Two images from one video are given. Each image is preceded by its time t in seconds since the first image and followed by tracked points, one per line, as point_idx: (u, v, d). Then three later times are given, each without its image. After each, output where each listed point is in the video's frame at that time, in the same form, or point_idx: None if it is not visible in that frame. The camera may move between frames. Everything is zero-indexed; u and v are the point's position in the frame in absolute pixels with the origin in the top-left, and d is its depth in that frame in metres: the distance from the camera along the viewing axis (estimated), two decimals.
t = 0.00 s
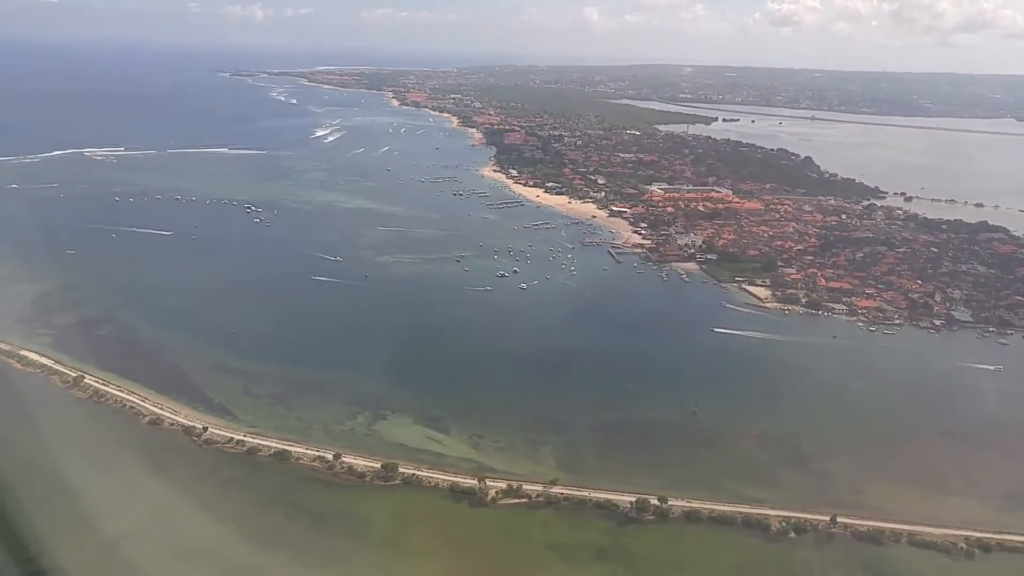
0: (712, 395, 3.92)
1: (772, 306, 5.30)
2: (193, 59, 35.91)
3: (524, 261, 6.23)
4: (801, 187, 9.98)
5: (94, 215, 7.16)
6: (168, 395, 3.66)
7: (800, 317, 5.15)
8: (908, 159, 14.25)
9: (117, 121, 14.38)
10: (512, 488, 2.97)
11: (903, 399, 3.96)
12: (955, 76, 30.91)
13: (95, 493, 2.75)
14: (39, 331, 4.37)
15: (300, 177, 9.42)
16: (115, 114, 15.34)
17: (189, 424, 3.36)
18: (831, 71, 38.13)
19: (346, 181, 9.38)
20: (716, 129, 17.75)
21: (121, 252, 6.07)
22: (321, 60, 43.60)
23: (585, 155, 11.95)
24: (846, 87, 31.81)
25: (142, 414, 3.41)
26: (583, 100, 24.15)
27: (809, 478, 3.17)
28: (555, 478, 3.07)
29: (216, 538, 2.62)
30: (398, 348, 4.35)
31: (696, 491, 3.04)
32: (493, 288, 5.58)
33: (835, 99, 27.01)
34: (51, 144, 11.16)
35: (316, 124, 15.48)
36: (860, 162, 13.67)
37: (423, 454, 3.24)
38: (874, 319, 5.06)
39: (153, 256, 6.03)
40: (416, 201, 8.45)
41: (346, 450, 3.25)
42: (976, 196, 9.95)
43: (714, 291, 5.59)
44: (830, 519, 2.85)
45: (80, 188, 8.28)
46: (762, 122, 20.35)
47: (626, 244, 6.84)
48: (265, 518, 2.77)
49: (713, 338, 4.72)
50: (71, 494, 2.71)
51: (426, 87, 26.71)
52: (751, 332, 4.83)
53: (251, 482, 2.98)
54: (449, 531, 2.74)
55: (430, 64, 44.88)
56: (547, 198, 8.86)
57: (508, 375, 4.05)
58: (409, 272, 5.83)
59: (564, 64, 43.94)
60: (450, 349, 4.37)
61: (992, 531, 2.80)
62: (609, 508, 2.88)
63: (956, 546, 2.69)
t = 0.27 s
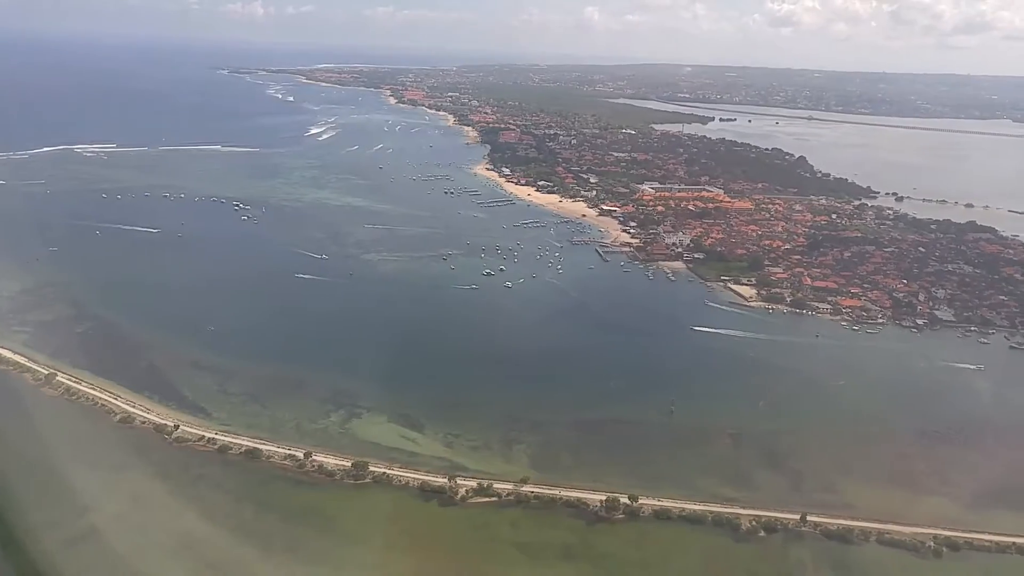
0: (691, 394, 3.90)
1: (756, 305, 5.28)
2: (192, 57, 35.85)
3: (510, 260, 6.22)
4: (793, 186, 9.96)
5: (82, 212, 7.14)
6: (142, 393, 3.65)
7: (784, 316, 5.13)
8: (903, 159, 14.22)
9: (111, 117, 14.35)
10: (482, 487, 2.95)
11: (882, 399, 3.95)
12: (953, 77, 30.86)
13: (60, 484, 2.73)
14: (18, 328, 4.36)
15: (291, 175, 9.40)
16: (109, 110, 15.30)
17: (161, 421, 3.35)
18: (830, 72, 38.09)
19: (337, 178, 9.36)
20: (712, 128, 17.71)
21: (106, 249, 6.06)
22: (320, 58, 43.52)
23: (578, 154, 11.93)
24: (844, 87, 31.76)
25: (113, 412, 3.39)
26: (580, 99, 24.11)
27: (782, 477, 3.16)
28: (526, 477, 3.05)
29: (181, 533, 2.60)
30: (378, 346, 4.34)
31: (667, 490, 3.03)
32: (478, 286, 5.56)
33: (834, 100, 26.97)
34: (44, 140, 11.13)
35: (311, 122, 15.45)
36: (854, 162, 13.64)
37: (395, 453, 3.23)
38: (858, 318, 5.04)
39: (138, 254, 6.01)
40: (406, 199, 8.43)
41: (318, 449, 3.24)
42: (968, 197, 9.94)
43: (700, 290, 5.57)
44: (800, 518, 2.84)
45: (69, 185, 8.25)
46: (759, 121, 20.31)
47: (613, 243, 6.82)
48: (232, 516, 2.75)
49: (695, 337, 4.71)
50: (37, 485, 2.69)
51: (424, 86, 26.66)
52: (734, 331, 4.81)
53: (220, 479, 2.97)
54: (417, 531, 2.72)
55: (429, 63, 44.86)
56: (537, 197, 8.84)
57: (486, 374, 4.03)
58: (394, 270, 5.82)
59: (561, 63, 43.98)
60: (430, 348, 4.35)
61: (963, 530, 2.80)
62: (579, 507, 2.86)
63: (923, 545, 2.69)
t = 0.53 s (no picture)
0: (671, 391, 3.87)
1: (742, 302, 5.24)
2: (190, 55, 35.81)
3: (497, 257, 6.19)
4: (787, 183, 9.92)
5: (69, 211, 7.12)
6: (117, 391, 3.62)
7: (769, 313, 5.10)
8: (900, 155, 14.15)
9: (105, 116, 14.33)
10: (453, 485, 2.93)
11: (865, 397, 3.93)
12: (954, 73, 30.71)
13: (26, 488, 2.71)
14: None
15: (282, 173, 9.37)
16: (105, 108, 15.28)
17: (133, 419, 3.32)
18: (830, 68, 37.96)
19: (328, 176, 9.33)
20: (710, 125, 17.64)
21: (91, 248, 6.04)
22: (319, 56, 43.46)
23: (573, 151, 11.89)
24: (844, 83, 31.64)
25: (85, 411, 3.37)
26: (578, 96, 24.04)
27: (757, 475, 3.13)
28: (498, 475, 3.03)
29: (146, 536, 2.58)
30: (358, 344, 4.31)
31: (640, 489, 3.00)
32: (463, 284, 5.53)
33: (833, 96, 26.86)
34: (36, 138, 11.11)
35: (306, 120, 15.42)
36: (850, 159, 13.59)
37: (368, 451, 3.20)
38: (844, 315, 5.01)
39: (124, 252, 5.99)
40: (396, 196, 8.40)
41: (290, 447, 3.21)
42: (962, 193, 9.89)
43: (686, 287, 5.54)
44: (772, 517, 2.81)
45: (58, 184, 8.22)
46: (757, 118, 20.24)
47: (602, 240, 6.78)
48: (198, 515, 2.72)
49: (679, 334, 4.68)
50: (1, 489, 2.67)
51: (421, 83, 26.59)
52: (718, 328, 4.78)
53: (190, 478, 2.94)
54: (385, 530, 2.70)
55: (429, 61, 44.79)
56: (529, 194, 8.80)
57: (465, 372, 4.01)
58: (380, 267, 5.79)
59: (561, 60, 43.91)
60: (410, 345, 4.33)
61: (936, 529, 2.78)
62: (550, 506, 2.84)
63: (896, 544, 2.66)
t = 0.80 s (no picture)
0: (650, 389, 3.86)
1: (726, 298, 5.23)
2: (186, 56, 35.77)
3: (483, 255, 6.18)
4: (778, 180, 9.90)
5: (57, 212, 7.10)
6: (94, 391, 3.61)
7: (753, 309, 5.09)
8: (894, 152, 14.13)
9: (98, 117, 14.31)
10: (425, 484, 2.92)
11: (844, 392, 3.93)
12: (950, 70, 30.66)
13: None
14: None
15: (272, 173, 9.36)
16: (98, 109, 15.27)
17: (107, 420, 3.31)
18: (827, 65, 37.92)
19: (319, 176, 9.32)
20: (705, 123, 17.61)
21: (77, 249, 6.02)
22: (316, 57, 43.45)
23: (565, 149, 11.87)
24: (841, 80, 31.60)
25: (60, 411, 3.35)
26: (574, 94, 24.01)
27: (732, 472, 3.13)
28: (471, 473, 3.02)
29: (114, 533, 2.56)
30: (338, 343, 4.30)
31: (614, 486, 2.99)
32: (447, 282, 5.51)
33: (829, 93, 26.82)
34: (27, 140, 11.09)
35: (299, 120, 15.40)
36: (843, 155, 13.57)
37: (342, 450, 3.20)
38: (828, 311, 5.00)
39: (109, 253, 5.97)
40: (385, 195, 8.38)
41: (264, 446, 3.20)
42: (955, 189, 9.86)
43: (671, 284, 5.53)
44: (745, 513, 2.80)
45: (47, 185, 8.21)
46: (752, 115, 20.22)
47: (590, 238, 6.77)
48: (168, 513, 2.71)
49: (661, 331, 4.67)
50: None
51: (417, 83, 26.56)
52: (701, 325, 4.77)
53: (162, 476, 2.93)
54: (355, 529, 2.69)
55: (426, 61, 44.77)
56: (519, 193, 8.79)
57: (444, 370, 3.99)
58: (365, 266, 5.78)
59: (558, 59, 43.90)
60: (391, 344, 4.32)
61: (909, 525, 2.78)
62: (521, 504, 2.83)
63: (868, 539, 2.65)
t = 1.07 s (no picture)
0: (630, 386, 3.84)
1: (712, 295, 5.21)
2: (183, 57, 35.75)
3: (470, 254, 6.16)
4: (770, 175, 9.87)
5: (44, 214, 7.09)
6: (70, 393, 3.60)
7: (738, 305, 5.07)
8: (889, 147, 14.09)
9: (92, 118, 14.30)
10: (397, 483, 2.90)
11: (826, 388, 3.91)
12: (948, 65, 30.59)
13: None
14: None
15: (263, 173, 9.35)
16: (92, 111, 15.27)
17: (80, 422, 3.29)
18: (825, 61, 37.86)
19: (309, 176, 9.30)
20: (700, 120, 17.58)
21: (62, 251, 6.01)
22: (313, 58, 43.41)
23: (558, 147, 11.85)
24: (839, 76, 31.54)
25: (34, 413, 3.34)
26: (570, 92, 23.97)
27: (707, 469, 3.11)
28: (444, 472, 3.00)
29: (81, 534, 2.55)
30: (319, 342, 4.29)
31: (587, 484, 2.98)
32: (432, 281, 5.50)
33: (826, 89, 26.77)
34: (19, 142, 11.08)
35: (293, 120, 15.38)
36: (838, 151, 13.54)
37: (316, 450, 3.18)
38: (814, 307, 4.98)
39: (95, 254, 5.96)
40: (375, 194, 8.37)
41: (238, 446, 3.19)
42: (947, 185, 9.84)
43: (657, 281, 5.51)
44: (718, 510, 2.78)
45: (35, 187, 8.19)
46: (748, 112, 20.18)
47: (578, 235, 6.75)
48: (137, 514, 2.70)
49: (644, 328, 4.65)
50: None
51: (413, 82, 26.53)
52: (685, 321, 4.75)
53: (133, 477, 2.92)
54: (325, 528, 2.67)
55: (423, 60, 44.74)
56: (509, 191, 8.77)
57: (424, 369, 3.98)
58: (351, 266, 5.77)
59: (555, 57, 43.86)
60: (372, 343, 4.30)
61: (883, 521, 2.76)
62: (493, 503, 2.81)
63: (841, 535, 2.64)
